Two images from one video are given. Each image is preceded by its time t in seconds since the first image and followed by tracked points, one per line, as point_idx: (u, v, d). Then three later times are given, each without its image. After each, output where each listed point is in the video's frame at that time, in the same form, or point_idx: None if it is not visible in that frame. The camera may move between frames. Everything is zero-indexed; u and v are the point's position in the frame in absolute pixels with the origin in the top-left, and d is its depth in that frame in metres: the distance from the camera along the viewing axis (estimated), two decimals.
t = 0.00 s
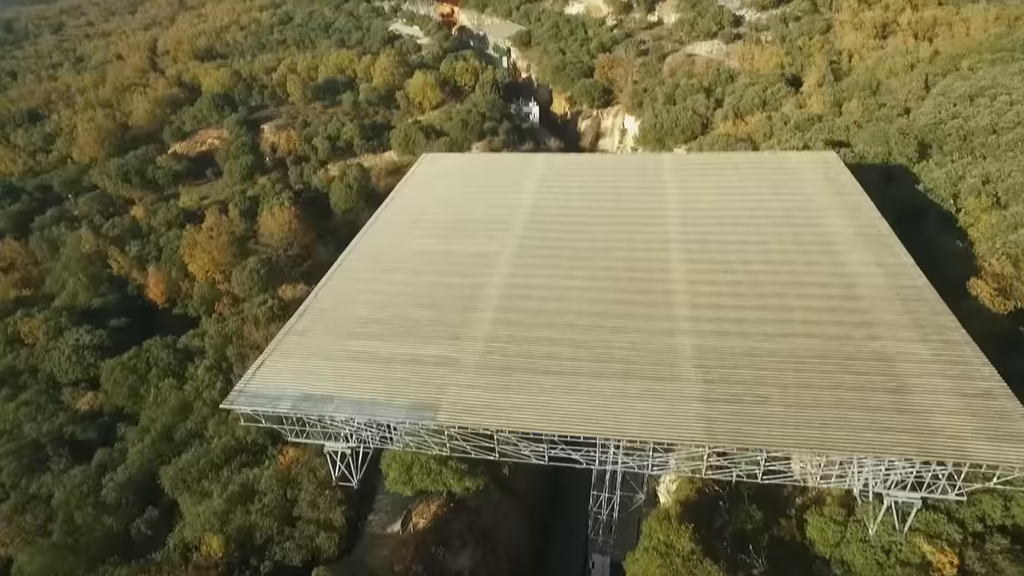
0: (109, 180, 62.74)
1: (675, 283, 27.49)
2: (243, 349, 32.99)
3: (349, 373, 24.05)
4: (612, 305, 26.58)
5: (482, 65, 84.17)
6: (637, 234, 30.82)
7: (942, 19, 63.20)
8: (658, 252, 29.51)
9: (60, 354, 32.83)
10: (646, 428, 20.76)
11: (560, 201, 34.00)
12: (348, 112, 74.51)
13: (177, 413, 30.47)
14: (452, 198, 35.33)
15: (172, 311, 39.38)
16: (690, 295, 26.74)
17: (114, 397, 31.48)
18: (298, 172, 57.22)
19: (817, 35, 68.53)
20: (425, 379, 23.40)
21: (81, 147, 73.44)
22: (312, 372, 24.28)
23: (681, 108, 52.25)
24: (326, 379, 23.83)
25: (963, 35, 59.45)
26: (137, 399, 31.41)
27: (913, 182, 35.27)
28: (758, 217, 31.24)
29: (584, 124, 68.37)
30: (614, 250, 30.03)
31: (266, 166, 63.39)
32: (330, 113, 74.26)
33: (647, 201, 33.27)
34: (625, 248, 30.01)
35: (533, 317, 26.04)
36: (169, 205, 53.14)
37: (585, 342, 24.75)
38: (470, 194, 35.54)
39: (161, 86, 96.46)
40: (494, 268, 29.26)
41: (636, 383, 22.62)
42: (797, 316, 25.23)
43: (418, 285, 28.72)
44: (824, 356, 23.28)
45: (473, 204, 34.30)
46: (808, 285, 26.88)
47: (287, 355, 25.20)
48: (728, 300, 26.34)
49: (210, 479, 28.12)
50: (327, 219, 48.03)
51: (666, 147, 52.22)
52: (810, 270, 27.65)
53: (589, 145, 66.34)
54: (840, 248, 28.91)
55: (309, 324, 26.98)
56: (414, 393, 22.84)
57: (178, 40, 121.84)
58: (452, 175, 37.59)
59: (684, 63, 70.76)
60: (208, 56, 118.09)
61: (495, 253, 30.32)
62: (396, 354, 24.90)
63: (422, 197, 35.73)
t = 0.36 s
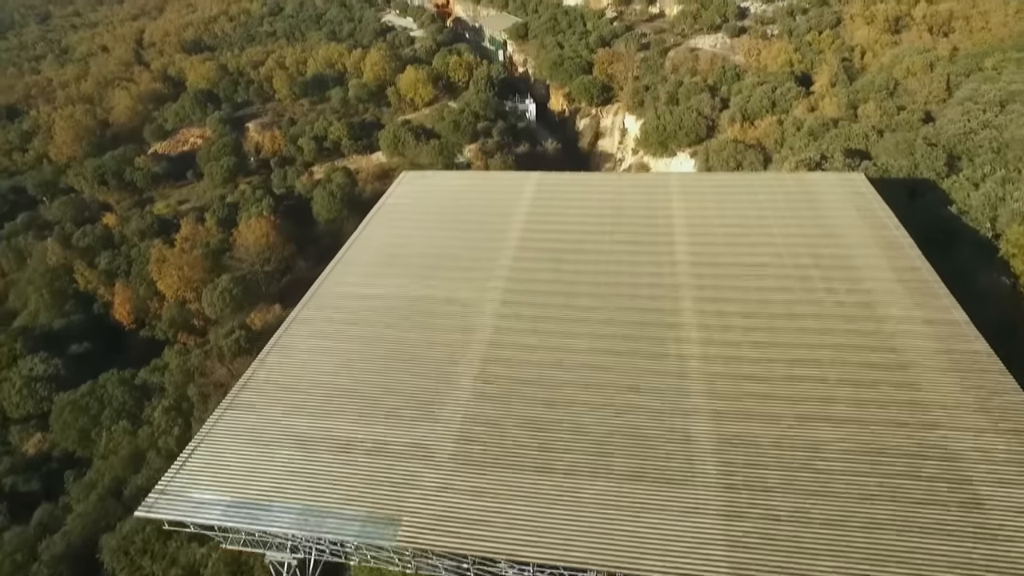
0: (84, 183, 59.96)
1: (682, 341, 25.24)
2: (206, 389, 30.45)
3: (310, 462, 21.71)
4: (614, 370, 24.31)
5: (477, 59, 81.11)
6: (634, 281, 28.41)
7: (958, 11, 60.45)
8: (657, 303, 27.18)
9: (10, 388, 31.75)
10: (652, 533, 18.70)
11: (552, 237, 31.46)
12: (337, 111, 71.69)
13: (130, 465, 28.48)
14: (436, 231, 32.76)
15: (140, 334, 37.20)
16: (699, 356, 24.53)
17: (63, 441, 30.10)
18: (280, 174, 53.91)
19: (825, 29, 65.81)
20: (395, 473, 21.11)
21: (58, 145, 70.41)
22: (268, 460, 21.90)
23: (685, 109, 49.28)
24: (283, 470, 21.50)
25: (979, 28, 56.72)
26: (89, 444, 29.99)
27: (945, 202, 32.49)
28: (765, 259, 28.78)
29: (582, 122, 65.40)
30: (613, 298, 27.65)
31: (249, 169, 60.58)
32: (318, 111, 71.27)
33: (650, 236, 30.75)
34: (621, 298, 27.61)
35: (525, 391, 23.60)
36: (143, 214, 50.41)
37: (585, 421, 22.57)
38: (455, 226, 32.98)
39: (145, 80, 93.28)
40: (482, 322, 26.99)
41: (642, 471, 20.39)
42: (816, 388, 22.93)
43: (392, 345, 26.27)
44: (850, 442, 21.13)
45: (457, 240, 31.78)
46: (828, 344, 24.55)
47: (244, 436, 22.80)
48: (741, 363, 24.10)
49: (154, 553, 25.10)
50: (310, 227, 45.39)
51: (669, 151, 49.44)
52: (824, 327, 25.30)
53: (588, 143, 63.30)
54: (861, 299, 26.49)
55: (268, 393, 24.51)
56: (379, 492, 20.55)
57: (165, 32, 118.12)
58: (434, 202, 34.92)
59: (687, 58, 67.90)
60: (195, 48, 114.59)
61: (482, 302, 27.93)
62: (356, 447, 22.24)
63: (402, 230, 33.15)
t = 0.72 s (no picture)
0: (58, 187, 57.27)
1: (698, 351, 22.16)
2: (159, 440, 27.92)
3: (280, 491, 18.76)
4: (620, 387, 21.19)
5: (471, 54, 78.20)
6: (637, 290, 25.22)
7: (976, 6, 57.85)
8: (665, 313, 23.93)
9: None
10: None
11: (543, 243, 28.33)
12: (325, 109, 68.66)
13: (71, 532, 25.82)
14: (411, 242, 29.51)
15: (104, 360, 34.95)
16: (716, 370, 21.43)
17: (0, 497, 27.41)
18: (263, 180, 51.26)
19: (834, 25, 63.17)
20: (376, 500, 18.15)
21: (33, 145, 67.52)
22: (232, 492, 18.90)
23: (688, 112, 46.54)
24: (250, 503, 18.51)
25: (997, 24, 54.08)
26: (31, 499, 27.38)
27: (981, 228, 30.20)
28: (782, 268, 25.61)
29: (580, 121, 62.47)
30: (615, 307, 24.51)
31: (230, 171, 57.82)
32: (305, 110, 68.36)
33: (653, 243, 27.70)
34: (622, 310, 24.41)
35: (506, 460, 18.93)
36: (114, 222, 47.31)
37: (589, 439, 19.52)
38: (433, 236, 29.77)
39: (129, 76, 90.29)
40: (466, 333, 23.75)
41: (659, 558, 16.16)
42: (857, 406, 19.83)
43: (368, 356, 23.27)
44: (898, 457, 18.20)
45: (436, 250, 28.54)
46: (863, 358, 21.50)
47: (189, 479, 19.39)
48: (766, 379, 20.97)
49: None
50: (291, 239, 42.67)
51: (672, 155, 46.68)
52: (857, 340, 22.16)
53: (587, 146, 60.08)
54: (894, 309, 23.45)
55: (233, 417, 21.45)
56: (360, 522, 17.61)
57: (151, 23, 114.47)
58: (410, 211, 31.70)
59: (690, 55, 65.18)
60: (182, 41, 111.13)
61: (466, 312, 24.75)
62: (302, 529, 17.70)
63: (374, 237, 29.86)
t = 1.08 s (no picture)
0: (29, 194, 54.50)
1: (711, 400, 20.23)
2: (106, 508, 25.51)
3: (274, 516, 17.98)
4: (624, 454, 18.84)
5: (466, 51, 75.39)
6: (639, 326, 23.30)
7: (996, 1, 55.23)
8: (671, 355, 22.04)
9: None
10: None
11: (535, 269, 26.44)
12: (312, 109, 65.80)
13: None
14: (395, 272, 27.43)
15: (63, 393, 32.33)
16: (730, 422, 19.51)
17: None
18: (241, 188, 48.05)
19: (844, 22, 60.52)
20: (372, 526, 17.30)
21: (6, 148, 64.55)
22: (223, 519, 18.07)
23: (693, 117, 43.76)
24: (243, 528, 17.77)
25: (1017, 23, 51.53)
26: None
27: None
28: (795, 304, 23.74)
29: (579, 123, 59.72)
30: (617, 347, 22.57)
31: (210, 176, 55.12)
32: (291, 110, 65.53)
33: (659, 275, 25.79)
34: (624, 348, 22.51)
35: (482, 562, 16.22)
36: (82, 234, 44.47)
37: (589, 522, 17.01)
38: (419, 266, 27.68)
39: (111, 73, 87.12)
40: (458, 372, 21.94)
41: None
42: (887, 466, 17.94)
43: (362, 376, 22.26)
44: (938, 538, 16.00)
45: (420, 282, 26.51)
46: (891, 408, 19.69)
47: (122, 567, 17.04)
48: (784, 434, 19.04)
49: None
50: (269, 255, 40.00)
51: (676, 164, 43.99)
52: (885, 398, 20.07)
53: (586, 151, 57.11)
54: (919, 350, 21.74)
55: (221, 438, 20.68)
56: (357, 549, 16.81)
57: (137, 16, 110.67)
58: (399, 243, 28.76)
59: (693, 53, 62.50)
60: (168, 36, 107.85)
61: (456, 349, 22.82)
62: None
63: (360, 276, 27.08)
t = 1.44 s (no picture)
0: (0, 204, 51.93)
1: (732, 498, 19.24)
2: None
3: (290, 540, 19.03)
4: None
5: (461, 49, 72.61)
6: (654, 417, 21.74)
7: None
8: (679, 431, 21.34)
9: None
10: None
11: (544, 333, 24.94)
12: (299, 110, 62.99)
13: None
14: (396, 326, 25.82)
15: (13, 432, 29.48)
16: (752, 527, 18.48)
17: None
18: (219, 201, 45.21)
19: (856, 21, 57.88)
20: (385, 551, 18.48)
21: None
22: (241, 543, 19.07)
23: (700, 125, 40.98)
24: None
25: None
26: None
27: None
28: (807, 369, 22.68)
29: (578, 128, 56.95)
30: (626, 418, 21.77)
31: (191, 185, 52.68)
32: (278, 112, 62.86)
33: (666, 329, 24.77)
34: (638, 449, 20.85)
35: None
36: (47, 249, 41.64)
37: None
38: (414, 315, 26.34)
39: (92, 70, 83.98)
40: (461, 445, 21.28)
41: None
42: None
43: (366, 398, 22.96)
44: None
45: (416, 335, 25.19)
46: (920, 507, 18.67)
47: None
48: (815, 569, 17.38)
49: None
50: (243, 274, 37.24)
51: (682, 176, 41.29)
52: (922, 517, 18.46)
53: (585, 158, 54.02)
54: (938, 423, 20.99)
55: (228, 467, 21.24)
56: None
57: (121, 7, 106.83)
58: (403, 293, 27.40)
59: (697, 52, 59.82)
60: (154, 29, 104.42)
61: (459, 421, 21.92)
62: None
63: (362, 327, 25.89)
